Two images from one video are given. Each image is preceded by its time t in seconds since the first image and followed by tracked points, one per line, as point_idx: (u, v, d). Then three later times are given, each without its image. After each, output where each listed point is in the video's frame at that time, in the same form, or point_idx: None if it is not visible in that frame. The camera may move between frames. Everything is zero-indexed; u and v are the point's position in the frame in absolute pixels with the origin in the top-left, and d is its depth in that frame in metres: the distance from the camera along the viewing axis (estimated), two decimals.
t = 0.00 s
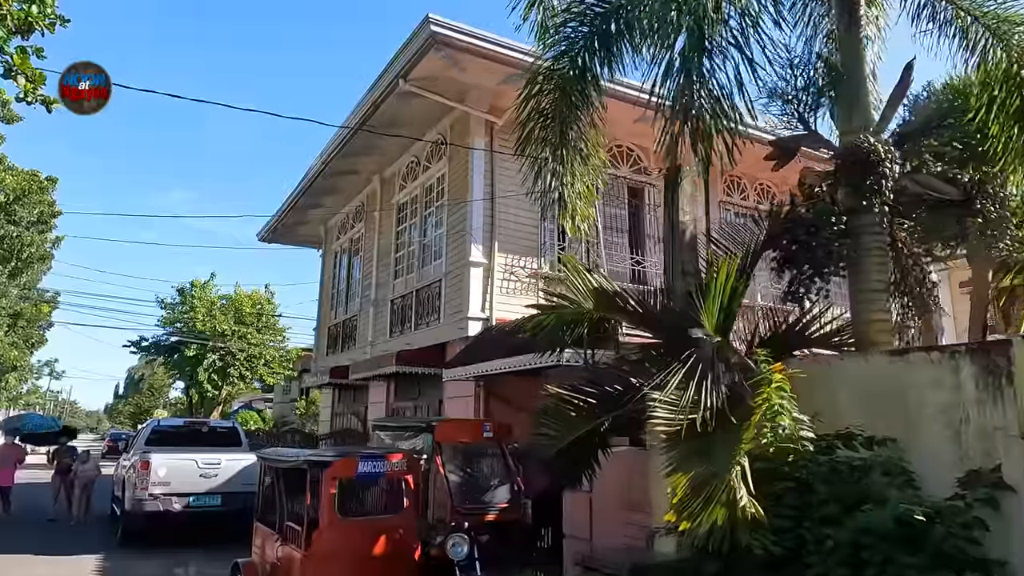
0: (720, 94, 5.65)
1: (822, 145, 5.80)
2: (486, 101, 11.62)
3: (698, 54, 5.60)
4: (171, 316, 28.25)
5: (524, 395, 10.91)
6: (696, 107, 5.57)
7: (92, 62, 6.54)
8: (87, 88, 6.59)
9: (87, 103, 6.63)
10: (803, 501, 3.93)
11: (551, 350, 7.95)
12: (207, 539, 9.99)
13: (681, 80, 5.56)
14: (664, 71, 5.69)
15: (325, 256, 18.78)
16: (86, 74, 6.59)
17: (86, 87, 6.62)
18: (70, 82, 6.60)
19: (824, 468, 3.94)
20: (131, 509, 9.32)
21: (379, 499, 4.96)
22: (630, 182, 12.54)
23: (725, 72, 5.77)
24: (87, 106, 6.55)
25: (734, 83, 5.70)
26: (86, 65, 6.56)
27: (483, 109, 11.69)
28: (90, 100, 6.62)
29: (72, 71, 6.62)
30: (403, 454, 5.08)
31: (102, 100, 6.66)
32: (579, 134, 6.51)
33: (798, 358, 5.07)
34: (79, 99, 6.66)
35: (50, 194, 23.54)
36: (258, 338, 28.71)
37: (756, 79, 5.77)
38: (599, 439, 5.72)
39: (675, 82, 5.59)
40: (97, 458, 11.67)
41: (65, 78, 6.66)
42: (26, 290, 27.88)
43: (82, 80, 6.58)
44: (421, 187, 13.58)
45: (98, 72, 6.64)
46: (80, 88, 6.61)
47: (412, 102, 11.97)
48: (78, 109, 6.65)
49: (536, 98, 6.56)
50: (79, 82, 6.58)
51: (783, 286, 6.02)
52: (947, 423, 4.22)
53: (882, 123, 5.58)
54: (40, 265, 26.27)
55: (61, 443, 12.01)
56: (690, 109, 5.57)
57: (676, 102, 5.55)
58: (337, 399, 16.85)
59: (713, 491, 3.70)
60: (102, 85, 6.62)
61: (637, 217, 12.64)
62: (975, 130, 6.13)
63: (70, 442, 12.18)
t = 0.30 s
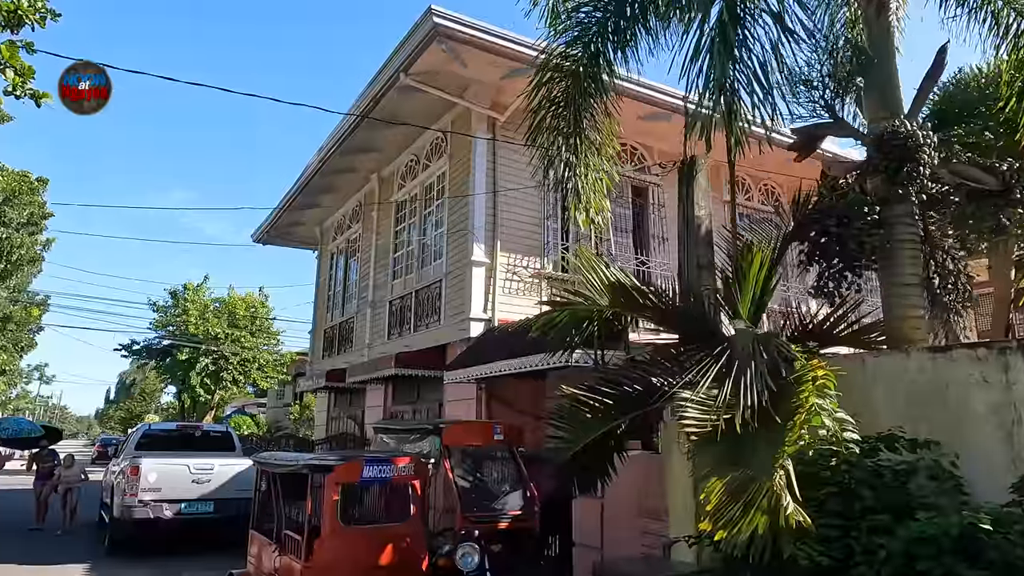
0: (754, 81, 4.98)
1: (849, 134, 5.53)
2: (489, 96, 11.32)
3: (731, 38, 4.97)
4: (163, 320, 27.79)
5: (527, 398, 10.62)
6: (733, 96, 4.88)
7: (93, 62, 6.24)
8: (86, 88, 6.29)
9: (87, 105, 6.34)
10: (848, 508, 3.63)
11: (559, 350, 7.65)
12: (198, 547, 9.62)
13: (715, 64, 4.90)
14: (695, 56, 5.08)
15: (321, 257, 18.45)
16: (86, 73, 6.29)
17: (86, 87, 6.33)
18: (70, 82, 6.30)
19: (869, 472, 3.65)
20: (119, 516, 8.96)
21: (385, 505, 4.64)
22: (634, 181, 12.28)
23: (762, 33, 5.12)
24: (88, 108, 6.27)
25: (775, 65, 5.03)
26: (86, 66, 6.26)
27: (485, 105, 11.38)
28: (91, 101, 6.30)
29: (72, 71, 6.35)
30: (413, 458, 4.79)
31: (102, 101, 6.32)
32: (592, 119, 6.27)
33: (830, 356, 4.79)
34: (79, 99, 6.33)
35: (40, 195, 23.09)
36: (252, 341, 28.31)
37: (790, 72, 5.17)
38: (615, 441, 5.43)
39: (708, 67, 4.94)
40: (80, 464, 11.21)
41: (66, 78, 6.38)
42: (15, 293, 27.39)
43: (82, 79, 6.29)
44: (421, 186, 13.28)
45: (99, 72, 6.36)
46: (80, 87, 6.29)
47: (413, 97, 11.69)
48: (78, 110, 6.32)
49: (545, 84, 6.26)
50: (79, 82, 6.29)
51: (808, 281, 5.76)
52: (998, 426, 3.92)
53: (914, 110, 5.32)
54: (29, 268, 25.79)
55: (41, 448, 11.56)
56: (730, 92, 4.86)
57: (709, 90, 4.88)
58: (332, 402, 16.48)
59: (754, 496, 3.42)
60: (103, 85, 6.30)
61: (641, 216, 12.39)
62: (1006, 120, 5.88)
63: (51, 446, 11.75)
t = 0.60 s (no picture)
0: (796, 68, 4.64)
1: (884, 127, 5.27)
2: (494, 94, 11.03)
3: (778, 14, 4.59)
4: (157, 323, 27.35)
5: (532, 404, 10.30)
6: (779, 79, 4.49)
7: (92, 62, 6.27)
8: (86, 87, 6.33)
9: (87, 104, 6.37)
10: (908, 529, 3.30)
11: (570, 354, 7.32)
12: (192, 558, 9.26)
13: (760, 39, 4.52)
14: (732, 39, 4.74)
15: (319, 260, 18.11)
16: (85, 73, 6.33)
17: (86, 87, 6.36)
18: (70, 82, 6.32)
19: (927, 488, 3.35)
20: (110, 527, 8.59)
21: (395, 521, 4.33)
22: (642, 182, 12.00)
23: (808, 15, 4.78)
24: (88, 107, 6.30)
25: (820, 51, 4.70)
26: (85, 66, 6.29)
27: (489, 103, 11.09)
28: (91, 100, 6.34)
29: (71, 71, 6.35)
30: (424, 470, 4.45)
31: (102, 100, 6.35)
32: (612, 112, 6.00)
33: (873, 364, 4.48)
34: (79, 99, 6.38)
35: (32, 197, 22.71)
36: (247, 345, 27.94)
37: (831, 64, 4.84)
38: (637, 451, 5.13)
39: (751, 47, 4.58)
40: (70, 474, 10.75)
41: (65, 79, 6.41)
42: (6, 297, 26.97)
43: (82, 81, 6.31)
44: (422, 186, 12.97)
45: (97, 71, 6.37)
46: (80, 87, 6.33)
47: (415, 95, 11.38)
48: (78, 109, 6.37)
49: (564, 73, 5.98)
50: (78, 82, 6.31)
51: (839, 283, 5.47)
52: None
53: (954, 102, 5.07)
54: (21, 271, 25.40)
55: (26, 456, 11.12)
56: (776, 73, 4.49)
57: (749, 74, 4.50)
58: (330, 408, 16.14)
59: (805, 515, 3.12)
60: (102, 85, 6.35)
61: (647, 218, 12.11)
62: None
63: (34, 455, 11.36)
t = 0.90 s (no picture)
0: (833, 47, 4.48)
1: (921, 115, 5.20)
2: (501, 91, 10.82)
3: None
4: (154, 328, 26.98)
5: (542, 408, 10.04)
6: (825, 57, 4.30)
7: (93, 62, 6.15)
8: (86, 88, 6.22)
9: (87, 104, 6.29)
10: (979, 535, 3.04)
11: (587, 355, 7.06)
12: (190, 568, 8.94)
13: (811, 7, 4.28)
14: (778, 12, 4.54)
15: (319, 262, 17.85)
16: (86, 73, 6.21)
17: (86, 87, 6.25)
18: (69, 82, 6.22)
19: (997, 491, 3.09)
20: (105, 535, 8.27)
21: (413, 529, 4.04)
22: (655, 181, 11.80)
23: None
24: (88, 109, 6.25)
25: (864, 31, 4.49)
26: (86, 67, 6.17)
27: (496, 101, 10.88)
28: (91, 101, 6.25)
29: (70, 70, 6.24)
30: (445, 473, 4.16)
31: (102, 101, 6.27)
32: (638, 96, 5.79)
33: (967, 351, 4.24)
34: (79, 99, 6.27)
35: (27, 199, 22.38)
36: (245, 350, 27.60)
37: (874, 46, 4.63)
38: (665, 453, 4.87)
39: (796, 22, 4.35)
40: (66, 478, 10.40)
41: (64, 78, 6.29)
42: None
43: (83, 82, 6.23)
44: (426, 185, 12.74)
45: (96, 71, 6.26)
46: (80, 87, 6.24)
47: (420, 91, 11.14)
48: (78, 110, 6.29)
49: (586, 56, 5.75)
50: (78, 83, 6.21)
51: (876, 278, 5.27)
52: None
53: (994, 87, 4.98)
54: (15, 275, 25.02)
55: (16, 462, 10.76)
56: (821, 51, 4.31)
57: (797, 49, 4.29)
58: (330, 413, 15.83)
59: (873, 523, 2.87)
60: (103, 85, 6.24)
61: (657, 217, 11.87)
62: None
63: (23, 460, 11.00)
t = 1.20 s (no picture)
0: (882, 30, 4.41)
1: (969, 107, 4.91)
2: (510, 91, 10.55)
3: None
4: (152, 334, 26.61)
5: (552, 416, 9.74)
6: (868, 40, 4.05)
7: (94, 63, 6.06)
8: (85, 88, 6.11)
9: (87, 105, 6.17)
10: None
11: (605, 362, 6.78)
12: None
13: None
14: None
15: (320, 267, 17.56)
16: (86, 73, 6.10)
17: (86, 87, 6.14)
18: (70, 82, 6.11)
19: None
20: (101, 548, 7.95)
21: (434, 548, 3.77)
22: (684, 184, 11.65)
23: None
24: (89, 110, 6.15)
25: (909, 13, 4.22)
26: (87, 67, 6.07)
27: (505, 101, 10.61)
28: (91, 101, 6.14)
29: (71, 70, 6.13)
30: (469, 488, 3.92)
31: (102, 101, 6.18)
32: (667, 92, 5.56)
33: None
34: (79, 99, 6.15)
35: (24, 204, 22.09)
36: (243, 356, 27.34)
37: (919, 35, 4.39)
38: (699, 466, 4.58)
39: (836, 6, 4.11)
40: (58, 493, 9.91)
41: (64, 78, 6.17)
42: None
43: (84, 83, 6.12)
44: (432, 188, 12.47)
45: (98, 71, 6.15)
46: (80, 87, 6.12)
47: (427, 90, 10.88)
48: (77, 110, 6.17)
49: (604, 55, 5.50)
50: (79, 83, 6.11)
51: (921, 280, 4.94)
52: None
53: None
54: (11, 281, 24.69)
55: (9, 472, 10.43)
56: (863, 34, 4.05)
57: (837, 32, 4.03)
58: (332, 421, 15.50)
59: (952, 545, 2.69)
60: (103, 84, 6.13)
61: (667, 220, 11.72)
62: None
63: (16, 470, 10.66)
